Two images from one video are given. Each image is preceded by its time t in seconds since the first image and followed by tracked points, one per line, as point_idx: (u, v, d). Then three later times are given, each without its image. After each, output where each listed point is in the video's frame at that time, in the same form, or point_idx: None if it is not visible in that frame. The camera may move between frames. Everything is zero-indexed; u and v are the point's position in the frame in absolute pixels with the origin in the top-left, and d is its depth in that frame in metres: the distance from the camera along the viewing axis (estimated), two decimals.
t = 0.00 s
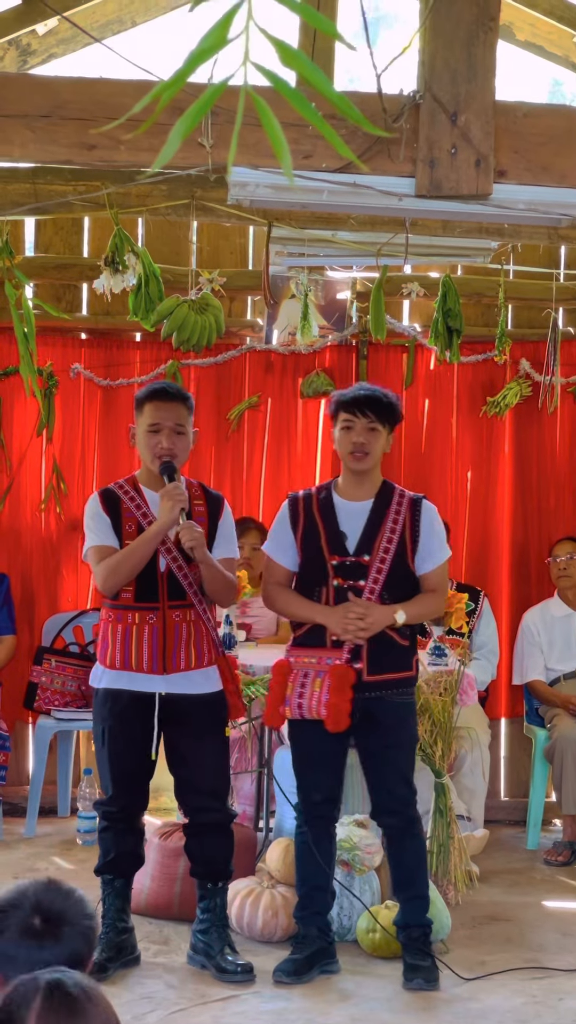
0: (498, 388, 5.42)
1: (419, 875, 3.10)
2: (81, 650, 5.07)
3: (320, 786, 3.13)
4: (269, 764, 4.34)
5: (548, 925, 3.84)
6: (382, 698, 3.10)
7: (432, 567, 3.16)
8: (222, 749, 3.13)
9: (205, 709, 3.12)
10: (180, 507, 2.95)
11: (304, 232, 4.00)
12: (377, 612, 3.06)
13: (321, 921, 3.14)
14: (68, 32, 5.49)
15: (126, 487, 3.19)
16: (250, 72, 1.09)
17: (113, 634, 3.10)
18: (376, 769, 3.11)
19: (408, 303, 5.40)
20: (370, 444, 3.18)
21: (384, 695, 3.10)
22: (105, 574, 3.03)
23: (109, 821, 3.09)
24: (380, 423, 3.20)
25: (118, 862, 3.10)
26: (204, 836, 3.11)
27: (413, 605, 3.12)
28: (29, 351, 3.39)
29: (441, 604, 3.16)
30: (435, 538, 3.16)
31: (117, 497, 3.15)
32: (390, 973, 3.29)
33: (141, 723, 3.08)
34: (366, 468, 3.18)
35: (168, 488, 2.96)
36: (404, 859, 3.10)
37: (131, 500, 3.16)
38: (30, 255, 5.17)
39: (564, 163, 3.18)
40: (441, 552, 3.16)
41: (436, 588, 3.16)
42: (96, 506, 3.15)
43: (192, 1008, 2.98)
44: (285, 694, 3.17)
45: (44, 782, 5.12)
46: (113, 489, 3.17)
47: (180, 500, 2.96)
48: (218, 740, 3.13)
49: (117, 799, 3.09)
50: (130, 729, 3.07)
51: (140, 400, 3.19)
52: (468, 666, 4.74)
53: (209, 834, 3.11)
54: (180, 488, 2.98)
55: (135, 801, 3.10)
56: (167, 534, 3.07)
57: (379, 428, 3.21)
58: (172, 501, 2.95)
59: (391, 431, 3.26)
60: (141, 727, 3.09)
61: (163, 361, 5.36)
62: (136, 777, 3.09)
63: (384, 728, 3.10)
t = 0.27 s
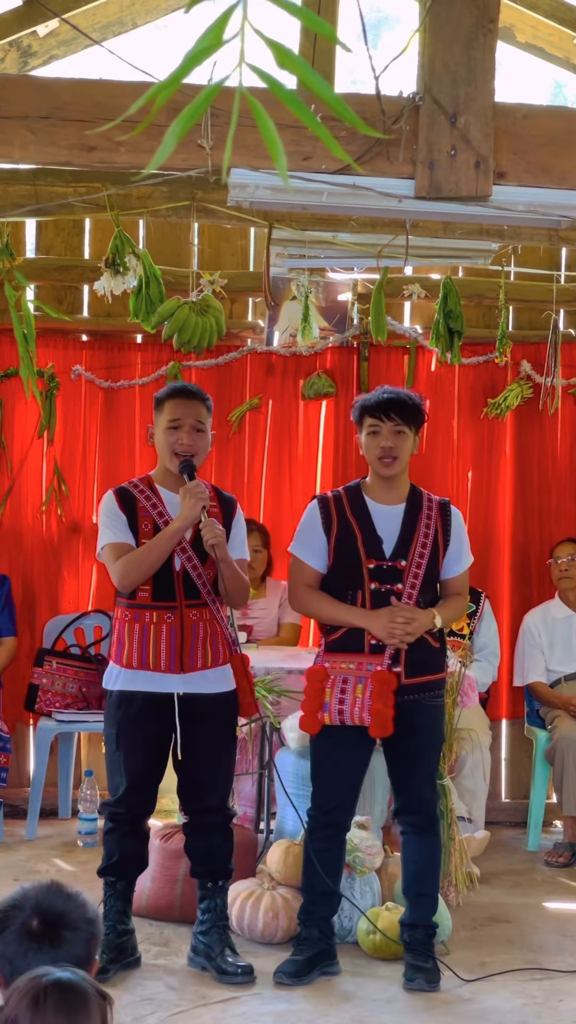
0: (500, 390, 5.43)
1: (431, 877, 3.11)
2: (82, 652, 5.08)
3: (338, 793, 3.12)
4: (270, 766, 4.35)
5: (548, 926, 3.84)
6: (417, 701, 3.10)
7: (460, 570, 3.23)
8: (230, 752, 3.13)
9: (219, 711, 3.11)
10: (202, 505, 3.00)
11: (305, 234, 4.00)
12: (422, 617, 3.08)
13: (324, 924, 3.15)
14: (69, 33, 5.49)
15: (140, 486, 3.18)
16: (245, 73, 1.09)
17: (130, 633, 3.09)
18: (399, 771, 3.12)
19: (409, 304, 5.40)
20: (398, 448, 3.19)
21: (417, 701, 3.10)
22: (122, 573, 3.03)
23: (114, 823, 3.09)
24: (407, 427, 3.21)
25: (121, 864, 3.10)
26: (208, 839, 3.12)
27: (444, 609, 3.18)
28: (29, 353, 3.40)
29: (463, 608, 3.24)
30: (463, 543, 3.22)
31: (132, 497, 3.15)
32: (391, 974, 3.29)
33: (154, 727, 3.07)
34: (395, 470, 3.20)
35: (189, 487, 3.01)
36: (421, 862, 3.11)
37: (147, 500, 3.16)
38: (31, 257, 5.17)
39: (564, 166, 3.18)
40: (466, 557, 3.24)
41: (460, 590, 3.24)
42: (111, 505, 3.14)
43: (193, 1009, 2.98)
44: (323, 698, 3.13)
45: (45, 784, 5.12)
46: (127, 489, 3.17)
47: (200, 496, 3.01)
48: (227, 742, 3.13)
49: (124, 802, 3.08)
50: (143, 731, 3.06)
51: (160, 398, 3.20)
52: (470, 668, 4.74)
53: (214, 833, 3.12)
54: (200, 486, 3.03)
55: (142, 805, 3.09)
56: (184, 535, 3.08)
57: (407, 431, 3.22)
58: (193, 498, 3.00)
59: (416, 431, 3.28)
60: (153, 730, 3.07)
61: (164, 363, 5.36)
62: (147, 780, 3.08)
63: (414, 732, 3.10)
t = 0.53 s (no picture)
0: (500, 391, 5.42)
1: (438, 878, 3.10)
2: (82, 653, 5.08)
3: (347, 794, 3.12)
4: (271, 767, 4.34)
5: (549, 927, 3.84)
6: (431, 702, 3.10)
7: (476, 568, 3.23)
8: (241, 754, 3.13)
9: (232, 713, 3.12)
10: (215, 504, 3.01)
11: (305, 235, 4.00)
12: (438, 617, 3.08)
13: (326, 926, 3.15)
14: (69, 34, 5.48)
15: (154, 487, 3.19)
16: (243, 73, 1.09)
17: (146, 634, 3.11)
18: (411, 772, 3.12)
19: (410, 305, 5.40)
20: (405, 447, 3.20)
21: (433, 701, 3.10)
22: (137, 573, 3.03)
23: (119, 825, 3.09)
24: (413, 425, 3.22)
25: (124, 867, 3.10)
26: (217, 841, 3.11)
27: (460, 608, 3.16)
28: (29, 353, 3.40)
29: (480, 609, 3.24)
30: (478, 542, 3.22)
31: (146, 498, 3.15)
32: (392, 974, 3.30)
33: (164, 729, 3.07)
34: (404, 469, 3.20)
35: (202, 487, 3.01)
36: (430, 861, 3.10)
37: (161, 501, 3.16)
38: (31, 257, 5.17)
39: (563, 166, 3.18)
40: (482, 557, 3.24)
41: (477, 589, 3.24)
42: (125, 506, 3.15)
43: (194, 1009, 2.98)
44: (338, 701, 3.12)
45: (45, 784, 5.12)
46: (142, 490, 3.17)
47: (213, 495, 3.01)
48: (238, 746, 3.13)
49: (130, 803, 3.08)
50: (152, 732, 3.07)
51: (172, 400, 3.20)
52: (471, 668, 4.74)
53: (219, 834, 3.11)
54: (213, 486, 3.04)
55: (148, 807, 3.09)
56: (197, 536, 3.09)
57: (414, 429, 3.22)
58: (208, 498, 3.00)
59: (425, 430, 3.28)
60: (161, 732, 3.07)
61: (165, 363, 5.36)
62: (155, 784, 3.08)
63: (426, 733, 3.10)
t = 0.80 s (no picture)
0: (505, 392, 5.43)
1: (439, 880, 3.10)
2: (85, 653, 5.08)
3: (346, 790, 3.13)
4: (273, 767, 4.34)
5: (551, 927, 3.84)
6: (424, 702, 3.10)
7: (473, 567, 3.15)
8: (249, 757, 3.13)
9: (241, 715, 3.12)
10: (216, 507, 3.00)
11: (308, 235, 4.00)
12: (416, 616, 3.06)
13: (328, 926, 3.14)
14: (72, 33, 5.49)
15: (161, 489, 3.20)
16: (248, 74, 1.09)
17: (153, 634, 3.12)
18: (410, 773, 3.12)
19: (413, 305, 5.40)
20: (383, 447, 3.20)
21: (427, 701, 3.10)
22: (142, 580, 3.05)
23: (124, 825, 3.09)
24: (395, 424, 3.21)
25: (128, 867, 3.09)
26: (223, 842, 3.11)
27: (450, 609, 3.10)
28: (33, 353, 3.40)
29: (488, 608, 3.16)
30: (475, 538, 3.15)
31: (153, 500, 3.16)
32: (394, 975, 3.30)
33: (171, 730, 3.09)
34: (386, 470, 3.20)
35: (205, 489, 3.01)
36: (427, 862, 3.10)
37: (167, 502, 3.17)
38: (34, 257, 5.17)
39: (566, 166, 3.17)
40: (483, 553, 3.16)
41: (477, 589, 3.16)
42: (132, 509, 3.16)
43: (197, 1009, 2.99)
44: (326, 696, 3.16)
45: (48, 784, 5.12)
46: (148, 491, 3.19)
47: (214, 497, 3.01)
48: (246, 750, 3.12)
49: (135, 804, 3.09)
50: (159, 731, 3.09)
51: (175, 405, 3.21)
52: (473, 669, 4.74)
53: (224, 835, 3.10)
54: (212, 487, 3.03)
55: (153, 808, 3.09)
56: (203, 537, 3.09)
57: (397, 428, 3.21)
58: (209, 501, 2.99)
59: (421, 429, 3.26)
60: (168, 732, 3.09)
61: (167, 363, 5.35)
62: (161, 784, 3.09)
63: (424, 732, 3.10)
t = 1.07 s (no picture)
0: (507, 392, 5.41)
1: (435, 879, 3.09)
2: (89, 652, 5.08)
3: (336, 788, 3.14)
4: (277, 767, 4.34)
5: (555, 927, 3.84)
6: (400, 702, 3.07)
7: (455, 566, 3.10)
8: (246, 755, 3.13)
9: (233, 715, 3.11)
10: (205, 505, 2.95)
11: (312, 235, 3.99)
12: (385, 611, 3.05)
13: (331, 925, 3.15)
14: (77, 33, 5.49)
15: (157, 487, 3.20)
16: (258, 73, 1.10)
17: (145, 632, 3.14)
18: (393, 773, 3.10)
19: (417, 305, 5.39)
20: (361, 447, 3.20)
21: (401, 701, 3.07)
22: (132, 574, 3.06)
23: (128, 823, 3.10)
24: (375, 424, 3.21)
25: (132, 864, 3.10)
26: (223, 840, 3.10)
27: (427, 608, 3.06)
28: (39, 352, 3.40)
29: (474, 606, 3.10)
30: (456, 538, 3.10)
31: (147, 498, 3.17)
32: (397, 975, 3.30)
33: (167, 728, 3.09)
34: (366, 471, 3.21)
35: (194, 487, 2.97)
36: (423, 862, 3.09)
37: (162, 500, 3.17)
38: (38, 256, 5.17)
39: (572, 166, 3.18)
40: (464, 551, 3.10)
41: (462, 590, 3.09)
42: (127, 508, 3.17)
43: (200, 1009, 2.98)
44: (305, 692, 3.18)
45: (51, 783, 5.12)
46: (144, 489, 3.19)
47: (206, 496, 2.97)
48: (244, 746, 3.13)
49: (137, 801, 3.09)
50: (155, 729, 3.09)
51: (165, 403, 3.20)
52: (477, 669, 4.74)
53: (221, 834, 3.10)
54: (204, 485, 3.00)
55: (155, 804, 3.10)
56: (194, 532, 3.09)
57: (377, 428, 3.21)
58: (196, 499, 2.95)
59: (407, 428, 3.24)
60: (165, 729, 3.09)
61: (172, 363, 5.35)
62: (162, 780, 3.10)
63: (400, 732, 3.07)
